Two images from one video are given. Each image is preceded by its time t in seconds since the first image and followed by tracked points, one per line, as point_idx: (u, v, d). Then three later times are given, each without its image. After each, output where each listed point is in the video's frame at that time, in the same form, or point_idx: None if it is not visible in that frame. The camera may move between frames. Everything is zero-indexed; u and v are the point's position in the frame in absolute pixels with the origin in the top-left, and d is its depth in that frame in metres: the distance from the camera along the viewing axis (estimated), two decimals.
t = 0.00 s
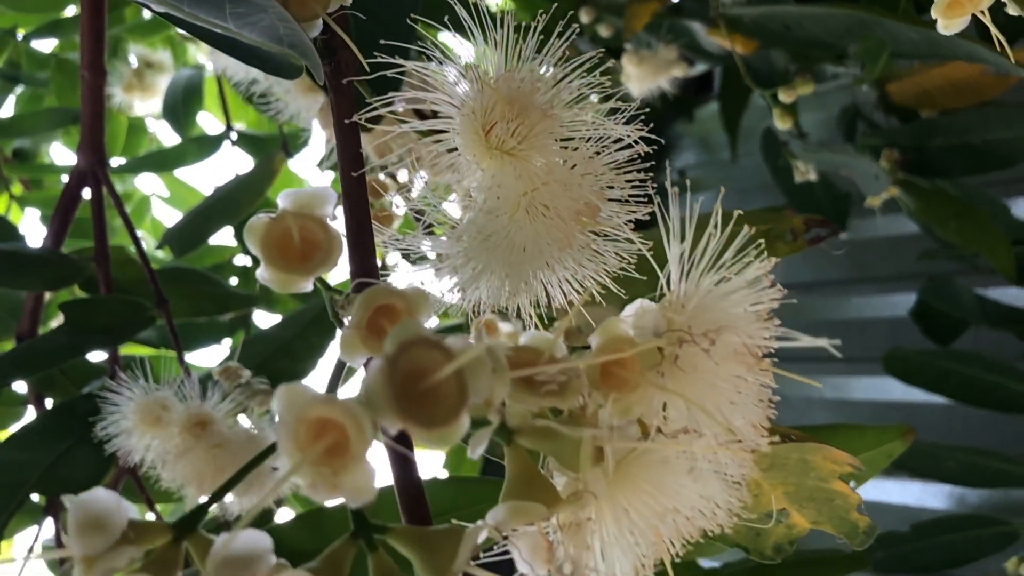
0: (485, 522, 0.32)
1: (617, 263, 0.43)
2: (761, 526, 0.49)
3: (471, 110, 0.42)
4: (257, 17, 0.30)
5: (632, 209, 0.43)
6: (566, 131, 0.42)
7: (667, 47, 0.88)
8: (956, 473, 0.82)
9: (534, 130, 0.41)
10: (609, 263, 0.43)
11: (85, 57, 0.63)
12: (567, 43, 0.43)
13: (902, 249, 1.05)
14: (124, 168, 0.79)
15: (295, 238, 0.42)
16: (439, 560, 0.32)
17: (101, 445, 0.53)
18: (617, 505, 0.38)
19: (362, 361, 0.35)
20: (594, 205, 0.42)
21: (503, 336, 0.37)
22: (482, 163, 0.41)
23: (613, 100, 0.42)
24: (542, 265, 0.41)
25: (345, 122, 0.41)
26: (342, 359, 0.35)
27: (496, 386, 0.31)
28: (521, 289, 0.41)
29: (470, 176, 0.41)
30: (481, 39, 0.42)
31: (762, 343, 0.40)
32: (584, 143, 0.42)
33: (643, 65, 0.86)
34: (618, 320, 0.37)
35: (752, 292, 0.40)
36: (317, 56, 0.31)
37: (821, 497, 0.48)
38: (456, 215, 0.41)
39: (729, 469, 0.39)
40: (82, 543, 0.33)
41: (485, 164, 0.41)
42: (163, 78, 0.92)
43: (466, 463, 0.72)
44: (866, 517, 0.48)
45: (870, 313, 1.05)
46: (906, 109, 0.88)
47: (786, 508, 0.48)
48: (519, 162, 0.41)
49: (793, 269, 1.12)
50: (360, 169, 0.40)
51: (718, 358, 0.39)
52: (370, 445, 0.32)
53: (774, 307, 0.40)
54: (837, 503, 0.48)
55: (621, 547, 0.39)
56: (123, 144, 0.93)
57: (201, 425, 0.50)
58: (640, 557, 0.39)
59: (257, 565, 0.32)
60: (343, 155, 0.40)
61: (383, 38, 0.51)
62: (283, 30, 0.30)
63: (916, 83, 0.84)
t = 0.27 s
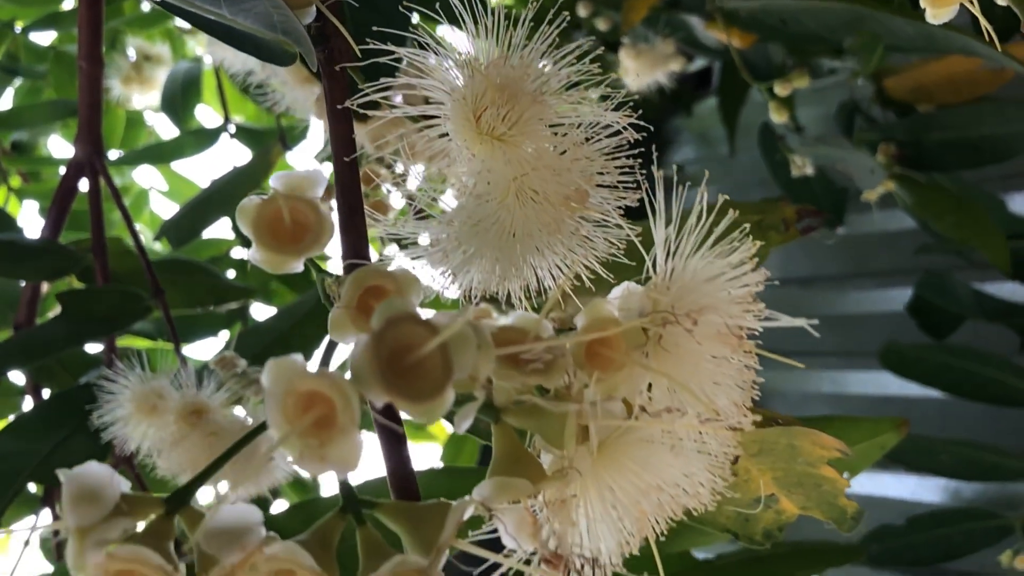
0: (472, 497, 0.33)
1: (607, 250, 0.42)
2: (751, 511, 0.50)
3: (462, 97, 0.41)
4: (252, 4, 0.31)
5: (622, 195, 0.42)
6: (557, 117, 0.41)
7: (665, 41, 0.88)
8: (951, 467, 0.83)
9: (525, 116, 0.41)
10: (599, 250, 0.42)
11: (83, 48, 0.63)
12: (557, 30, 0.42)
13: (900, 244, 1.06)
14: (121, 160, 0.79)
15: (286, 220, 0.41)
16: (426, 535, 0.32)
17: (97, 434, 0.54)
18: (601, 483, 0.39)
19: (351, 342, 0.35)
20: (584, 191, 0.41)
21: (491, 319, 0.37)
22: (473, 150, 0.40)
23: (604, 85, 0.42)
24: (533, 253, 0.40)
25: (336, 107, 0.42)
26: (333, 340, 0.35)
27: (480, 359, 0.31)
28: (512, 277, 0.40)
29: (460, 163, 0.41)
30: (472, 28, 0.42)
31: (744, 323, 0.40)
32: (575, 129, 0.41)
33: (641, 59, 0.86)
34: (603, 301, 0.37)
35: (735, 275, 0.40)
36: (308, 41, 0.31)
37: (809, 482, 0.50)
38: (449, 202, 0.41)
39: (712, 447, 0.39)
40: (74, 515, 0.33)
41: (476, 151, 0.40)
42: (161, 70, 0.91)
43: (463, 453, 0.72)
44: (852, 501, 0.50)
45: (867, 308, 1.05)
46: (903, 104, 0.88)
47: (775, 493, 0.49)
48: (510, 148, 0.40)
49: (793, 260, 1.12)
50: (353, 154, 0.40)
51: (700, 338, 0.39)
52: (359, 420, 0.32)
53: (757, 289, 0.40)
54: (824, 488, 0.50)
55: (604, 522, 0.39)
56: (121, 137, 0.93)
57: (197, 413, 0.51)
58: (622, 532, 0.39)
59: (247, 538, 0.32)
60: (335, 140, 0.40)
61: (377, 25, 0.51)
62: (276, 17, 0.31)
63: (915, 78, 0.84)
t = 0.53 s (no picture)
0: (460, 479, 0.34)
1: (600, 241, 0.43)
2: (741, 500, 0.49)
3: (455, 90, 0.41)
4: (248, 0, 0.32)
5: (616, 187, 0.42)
6: (550, 110, 0.41)
7: (663, 38, 0.88)
8: (945, 461, 0.83)
9: (516, 108, 0.41)
10: (592, 241, 0.42)
11: (84, 44, 0.63)
12: (550, 24, 0.42)
13: (896, 241, 1.06)
14: (123, 156, 0.79)
15: (279, 207, 0.40)
16: (416, 513, 0.32)
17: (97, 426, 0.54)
18: (587, 464, 0.39)
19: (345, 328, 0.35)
20: (573, 183, 0.41)
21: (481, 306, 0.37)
22: (466, 142, 0.41)
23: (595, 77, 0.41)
24: (525, 243, 0.41)
25: (332, 100, 0.41)
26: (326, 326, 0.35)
27: (468, 343, 0.31)
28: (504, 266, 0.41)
29: (454, 154, 0.41)
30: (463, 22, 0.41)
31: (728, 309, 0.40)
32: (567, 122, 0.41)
33: (639, 56, 0.87)
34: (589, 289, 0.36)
35: (721, 265, 0.40)
36: (303, 34, 0.32)
37: (798, 471, 0.48)
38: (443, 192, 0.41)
39: (695, 429, 0.40)
40: (74, 494, 0.32)
41: (468, 142, 0.41)
42: (163, 67, 0.92)
43: (463, 447, 0.72)
44: (843, 491, 0.49)
45: (864, 304, 1.06)
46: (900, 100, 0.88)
47: (764, 482, 0.48)
48: (501, 141, 0.41)
49: (793, 256, 1.12)
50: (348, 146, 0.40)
51: (684, 325, 0.38)
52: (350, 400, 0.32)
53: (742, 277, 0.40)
54: (814, 477, 0.48)
55: (589, 502, 0.39)
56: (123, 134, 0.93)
57: (196, 406, 0.52)
58: (607, 512, 0.39)
59: (241, 517, 0.32)
60: (331, 132, 0.40)
61: (370, 19, 0.51)
62: (273, 12, 0.32)
63: (911, 74, 0.85)
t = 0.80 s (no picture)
0: (451, 457, 0.33)
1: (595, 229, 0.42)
2: (734, 486, 0.49)
3: (451, 80, 0.41)
4: None
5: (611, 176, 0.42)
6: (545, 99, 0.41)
7: (665, 31, 0.88)
8: (945, 455, 0.83)
9: (512, 97, 0.40)
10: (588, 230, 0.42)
11: (87, 36, 0.63)
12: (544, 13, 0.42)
13: (896, 235, 1.06)
14: (127, 149, 0.79)
15: (275, 190, 0.40)
16: (408, 492, 0.32)
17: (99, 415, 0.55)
18: (578, 446, 0.39)
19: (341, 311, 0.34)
20: (566, 170, 0.41)
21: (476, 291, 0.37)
22: (461, 131, 0.41)
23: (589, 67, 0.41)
24: (521, 232, 0.41)
25: (329, 90, 0.42)
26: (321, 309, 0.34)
27: (458, 322, 0.31)
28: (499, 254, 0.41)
29: (449, 144, 0.41)
30: (459, 13, 0.41)
31: (718, 291, 0.40)
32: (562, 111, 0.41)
33: (641, 49, 0.87)
34: (579, 273, 0.36)
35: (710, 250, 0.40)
36: (299, 22, 0.33)
37: (791, 458, 0.48)
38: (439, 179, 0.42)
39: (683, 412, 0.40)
40: (74, 470, 0.31)
41: (463, 130, 0.41)
42: (166, 61, 0.92)
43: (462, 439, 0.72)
44: (836, 479, 0.48)
45: (865, 298, 1.06)
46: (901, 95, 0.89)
47: (757, 469, 0.48)
48: (497, 129, 0.40)
49: (793, 250, 1.13)
50: (346, 134, 0.40)
51: (672, 308, 0.38)
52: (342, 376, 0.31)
53: (731, 262, 0.40)
54: (807, 464, 0.48)
55: (578, 482, 0.39)
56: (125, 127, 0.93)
57: (197, 395, 0.52)
58: (596, 493, 0.39)
59: (237, 493, 0.31)
60: (328, 120, 0.40)
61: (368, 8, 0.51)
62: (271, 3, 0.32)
63: (912, 67, 0.86)
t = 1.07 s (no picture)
0: (445, 441, 0.33)
1: (591, 220, 0.42)
2: (727, 476, 0.49)
3: (444, 71, 0.41)
4: None
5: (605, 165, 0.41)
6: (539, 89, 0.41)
7: (664, 27, 0.88)
8: (942, 451, 0.83)
9: (505, 87, 0.40)
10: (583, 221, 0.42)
11: (87, 30, 0.64)
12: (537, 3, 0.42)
13: (896, 232, 1.06)
14: (127, 144, 0.79)
15: (270, 178, 0.40)
16: (401, 474, 0.32)
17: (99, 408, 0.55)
18: (568, 431, 0.39)
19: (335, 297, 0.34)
20: (559, 161, 0.40)
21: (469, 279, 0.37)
22: (455, 121, 0.41)
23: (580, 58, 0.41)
24: (516, 222, 0.40)
25: (325, 80, 0.42)
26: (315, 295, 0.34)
27: (448, 305, 0.31)
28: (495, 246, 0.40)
29: (443, 134, 0.41)
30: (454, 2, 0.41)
31: (706, 277, 0.40)
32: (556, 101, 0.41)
33: (639, 45, 0.87)
34: (571, 259, 0.36)
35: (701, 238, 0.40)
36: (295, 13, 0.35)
37: (784, 448, 0.48)
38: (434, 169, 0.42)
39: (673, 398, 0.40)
40: (71, 450, 0.32)
41: (457, 120, 0.41)
42: (166, 56, 0.92)
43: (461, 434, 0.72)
44: (830, 469, 0.49)
45: (864, 295, 1.06)
46: (900, 91, 0.89)
47: (751, 458, 0.49)
48: (490, 119, 0.40)
49: (793, 247, 1.13)
50: (341, 124, 0.40)
51: (661, 294, 0.39)
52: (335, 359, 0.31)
53: (720, 249, 0.40)
54: (800, 454, 0.48)
55: (569, 466, 0.39)
56: (125, 122, 0.93)
57: (196, 388, 0.52)
58: (587, 478, 0.39)
59: (232, 473, 0.32)
60: (324, 110, 0.41)
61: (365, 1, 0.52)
62: None
63: (910, 63, 0.86)
